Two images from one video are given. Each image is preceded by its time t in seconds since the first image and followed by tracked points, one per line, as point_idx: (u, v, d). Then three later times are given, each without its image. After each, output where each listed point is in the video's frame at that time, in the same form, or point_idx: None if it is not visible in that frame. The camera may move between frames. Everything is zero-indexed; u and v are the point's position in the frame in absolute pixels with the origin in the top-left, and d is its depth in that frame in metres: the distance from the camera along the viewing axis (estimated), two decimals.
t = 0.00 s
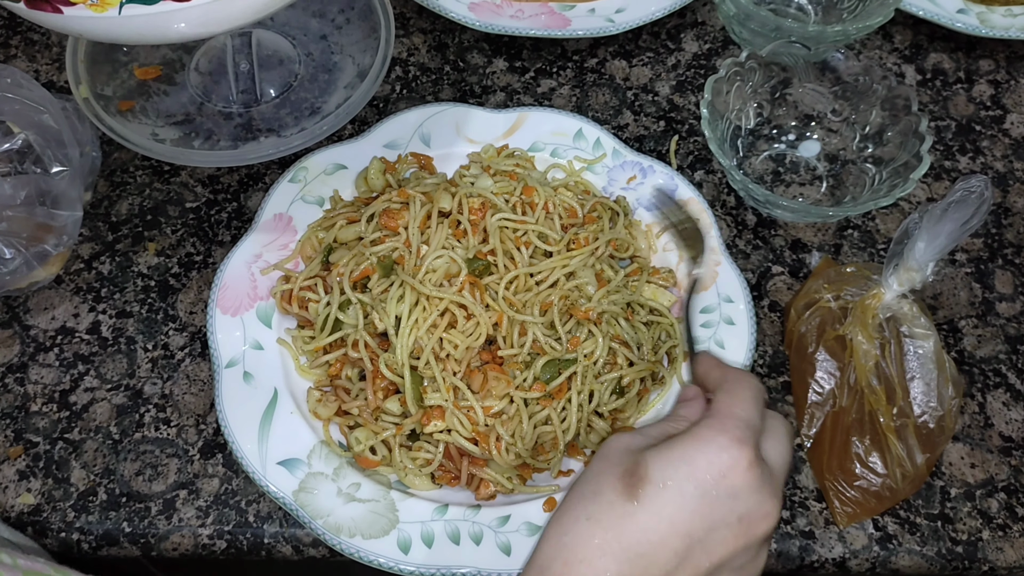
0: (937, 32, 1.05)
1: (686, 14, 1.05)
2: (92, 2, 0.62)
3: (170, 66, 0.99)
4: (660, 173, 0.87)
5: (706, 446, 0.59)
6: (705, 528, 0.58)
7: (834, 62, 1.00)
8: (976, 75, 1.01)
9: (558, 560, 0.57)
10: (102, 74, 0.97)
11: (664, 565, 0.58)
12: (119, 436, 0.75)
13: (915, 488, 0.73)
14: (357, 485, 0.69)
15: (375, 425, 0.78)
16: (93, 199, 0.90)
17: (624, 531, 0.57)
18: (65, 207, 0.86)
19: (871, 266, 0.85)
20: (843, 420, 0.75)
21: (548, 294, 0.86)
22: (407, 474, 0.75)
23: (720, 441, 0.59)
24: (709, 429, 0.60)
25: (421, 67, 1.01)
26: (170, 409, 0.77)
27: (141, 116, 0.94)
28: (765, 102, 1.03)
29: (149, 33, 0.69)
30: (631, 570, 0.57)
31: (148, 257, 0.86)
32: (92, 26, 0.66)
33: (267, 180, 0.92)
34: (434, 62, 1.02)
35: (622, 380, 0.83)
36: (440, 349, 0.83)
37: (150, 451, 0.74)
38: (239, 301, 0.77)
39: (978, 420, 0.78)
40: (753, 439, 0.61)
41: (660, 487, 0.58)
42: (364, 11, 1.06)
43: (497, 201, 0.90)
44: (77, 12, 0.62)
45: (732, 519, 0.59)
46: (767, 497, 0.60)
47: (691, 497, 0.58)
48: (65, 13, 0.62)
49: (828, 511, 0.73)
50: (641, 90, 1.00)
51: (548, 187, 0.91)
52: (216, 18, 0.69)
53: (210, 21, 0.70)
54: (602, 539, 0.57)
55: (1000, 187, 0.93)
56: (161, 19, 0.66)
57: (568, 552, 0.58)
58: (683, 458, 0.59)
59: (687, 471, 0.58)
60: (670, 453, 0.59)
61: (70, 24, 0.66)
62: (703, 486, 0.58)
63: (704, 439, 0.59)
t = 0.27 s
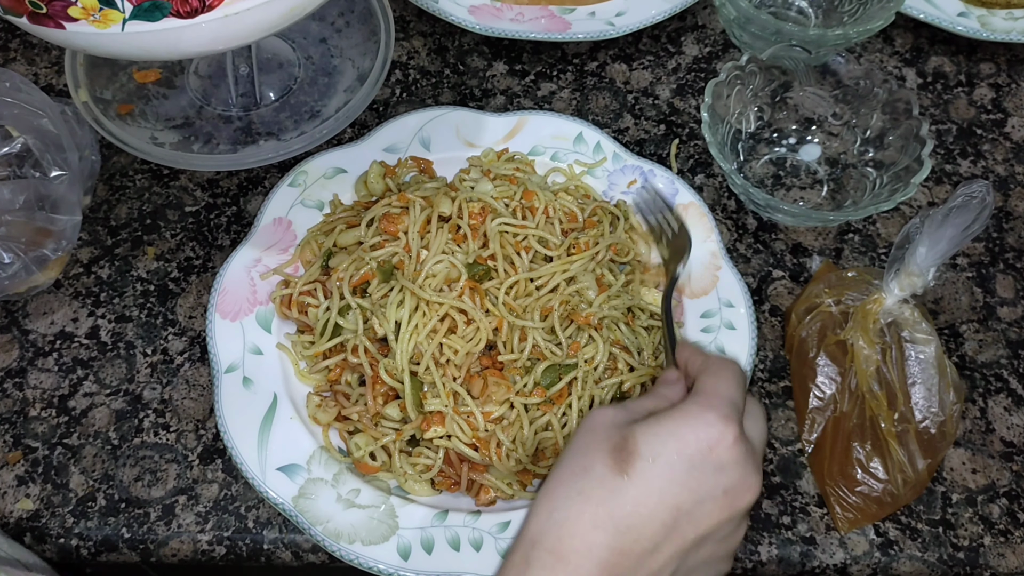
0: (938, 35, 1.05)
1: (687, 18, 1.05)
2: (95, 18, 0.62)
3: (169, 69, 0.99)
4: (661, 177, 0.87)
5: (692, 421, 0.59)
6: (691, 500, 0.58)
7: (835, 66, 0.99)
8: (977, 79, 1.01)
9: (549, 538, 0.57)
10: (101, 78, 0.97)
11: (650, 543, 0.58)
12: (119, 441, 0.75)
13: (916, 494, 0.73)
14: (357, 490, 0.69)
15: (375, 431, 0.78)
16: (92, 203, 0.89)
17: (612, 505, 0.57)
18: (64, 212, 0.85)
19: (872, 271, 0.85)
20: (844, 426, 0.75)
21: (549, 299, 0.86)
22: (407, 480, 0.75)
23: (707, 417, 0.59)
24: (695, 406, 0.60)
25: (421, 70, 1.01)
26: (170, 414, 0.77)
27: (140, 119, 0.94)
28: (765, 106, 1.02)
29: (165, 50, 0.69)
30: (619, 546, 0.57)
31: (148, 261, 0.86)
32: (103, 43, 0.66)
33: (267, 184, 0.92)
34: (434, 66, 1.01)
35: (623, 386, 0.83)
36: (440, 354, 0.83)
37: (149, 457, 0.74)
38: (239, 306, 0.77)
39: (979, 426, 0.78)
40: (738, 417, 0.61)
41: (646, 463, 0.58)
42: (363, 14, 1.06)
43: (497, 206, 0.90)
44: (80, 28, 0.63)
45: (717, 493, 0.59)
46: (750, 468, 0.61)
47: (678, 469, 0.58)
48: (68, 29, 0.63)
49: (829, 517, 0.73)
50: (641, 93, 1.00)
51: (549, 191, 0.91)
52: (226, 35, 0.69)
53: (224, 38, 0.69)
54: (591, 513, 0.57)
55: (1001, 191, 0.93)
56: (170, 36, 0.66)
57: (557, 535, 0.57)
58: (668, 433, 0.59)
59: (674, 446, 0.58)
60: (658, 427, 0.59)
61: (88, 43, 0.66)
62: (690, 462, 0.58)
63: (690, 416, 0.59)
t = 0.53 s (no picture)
0: (940, 37, 1.04)
1: (688, 18, 1.05)
2: (81, 12, 0.62)
3: (170, 69, 0.99)
4: (662, 178, 0.87)
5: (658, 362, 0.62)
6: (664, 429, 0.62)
7: (836, 67, 0.99)
8: (978, 80, 1.01)
9: (526, 479, 0.61)
10: (101, 78, 0.97)
11: (627, 479, 0.62)
12: (118, 442, 0.75)
13: (917, 496, 0.72)
14: (357, 492, 0.69)
15: (375, 432, 0.78)
16: (93, 203, 0.89)
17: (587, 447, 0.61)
18: (63, 212, 0.86)
19: (873, 273, 0.85)
20: (845, 428, 0.75)
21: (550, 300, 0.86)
22: (407, 481, 0.75)
23: (672, 353, 0.63)
24: (663, 345, 0.64)
25: (422, 71, 1.01)
26: (169, 415, 0.77)
27: (141, 120, 0.94)
28: (767, 107, 1.02)
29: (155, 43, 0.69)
30: (596, 482, 0.61)
31: (148, 261, 0.86)
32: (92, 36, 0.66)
33: (267, 184, 0.91)
34: (435, 67, 1.01)
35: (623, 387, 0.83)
36: (441, 356, 0.83)
37: (149, 457, 0.74)
38: (239, 307, 0.77)
39: (980, 428, 0.78)
40: (704, 353, 0.65)
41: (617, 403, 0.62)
42: (364, 14, 1.06)
43: (498, 207, 0.89)
44: (66, 21, 0.63)
45: (688, 423, 0.63)
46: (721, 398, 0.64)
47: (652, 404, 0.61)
48: (54, 22, 0.62)
49: (830, 519, 0.73)
50: (642, 94, 1.00)
51: (550, 192, 0.91)
52: (215, 27, 0.69)
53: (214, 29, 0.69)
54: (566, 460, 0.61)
55: (1003, 193, 0.93)
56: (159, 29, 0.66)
57: (534, 479, 0.61)
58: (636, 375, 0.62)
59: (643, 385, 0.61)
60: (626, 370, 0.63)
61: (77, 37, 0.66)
62: (659, 395, 0.61)
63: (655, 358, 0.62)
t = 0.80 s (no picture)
0: (938, 36, 1.04)
1: (687, 17, 1.05)
2: None
3: (169, 69, 0.99)
4: (661, 177, 0.86)
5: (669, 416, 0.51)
6: (648, 552, 0.46)
7: (835, 67, 0.99)
8: (977, 79, 1.01)
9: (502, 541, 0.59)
10: (100, 77, 0.97)
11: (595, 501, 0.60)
12: (116, 441, 0.75)
13: (915, 495, 0.72)
14: (354, 490, 0.69)
15: (373, 430, 0.78)
16: (91, 202, 0.89)
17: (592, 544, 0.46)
18: (61, 211, 0.86)
19: (871, 272, 0.85)
20: (842, 426, 0.75)
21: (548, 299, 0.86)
22: (404, 480, 0.75)
23: (652, 448, 0.48)
24: (649, 433, 0.49)
25: (420, 70, 1.01)
26: (167, 414, 0.77)
27: (139, 118, 0.94)
28: (765, 106, 1.02)
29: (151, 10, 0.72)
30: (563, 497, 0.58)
31: (146, 260, 0.86)
32: None
33: (265, 183, 0.91)
34: (433, 65, 1.01)
35: (621, 386, 0.83)
36: (439, 354, 0.83)
37: (147, 456, 0.74)
38: (237, 306, 0.77)
39: (978, 426, 0.78)
40: (699, 442, 0.50)
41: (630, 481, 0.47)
42: (363, 13, 1.06)
43: (496, 206, 0.90)
44: None
45: (681, 546, 0.47)
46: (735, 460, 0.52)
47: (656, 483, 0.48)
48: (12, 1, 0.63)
49: (828, 517, 0.73)
50: (641, 93, 1.00)
51: (548, 191, 0.91)
52: None
53: None
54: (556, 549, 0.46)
55: (1001, 192, 0.93)
56: None
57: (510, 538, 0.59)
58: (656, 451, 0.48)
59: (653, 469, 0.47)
60: (602, 473, 0.48)
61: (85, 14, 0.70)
62: (637, 518, 0.46)
63: (658, 434, 0.49)
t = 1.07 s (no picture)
0: (938, 35, 1.04)
1: (686, 17, 1.05)
2: None
3: (169, 68, 0.99)
4: (660, 177, 0.87)
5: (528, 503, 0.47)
6: None
7: (835, 66, 0.99)
8: (977, 79, 1.01)
9: None
10: (100, 76, 0.97)
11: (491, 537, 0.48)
12: (116, 439, 0.75)
13: (914, 493, 0.72)
14: (355, 489, 0.69)
15: (373, 429, 0.78)
16: (91, 201, 0.89)
17: None
18: (62, 209, 0.86)
19: (872, 270, 0.85)
20: (843, 425, 0.75)
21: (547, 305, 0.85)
22: (405, 478, 0.75)
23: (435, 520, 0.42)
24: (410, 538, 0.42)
25: (420, 69, 1.01)
26: (167, 413, 0.77)
27: (139, 117, 0.94)
28: (765, 105, 1.02)
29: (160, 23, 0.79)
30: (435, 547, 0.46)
31: (146, 258, 0.86)
32: None
33: (265, 182, 0.91)
34: (434, 64, 1.01)
35: (622, 385, 0.83)
36: (438, 354, 0.83)
37: (147, 454, 0.74)
38: (237, 304, 0.77)
39: (978, 425, 0.78)
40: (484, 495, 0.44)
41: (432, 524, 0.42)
42: (363, 12, 1.06)
43: (495, 205, 0.90)
44: None
45: None
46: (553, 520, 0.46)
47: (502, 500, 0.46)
48: None
49: (828, 516, 0.73)
50: (641, 92, 1.00)
51: (548, 190, 0.91)
52: None
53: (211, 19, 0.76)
54: None
55: (1001, 191, 0.93)
56: None
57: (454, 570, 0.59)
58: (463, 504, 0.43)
59: (454, 530, 0.42)
60: None
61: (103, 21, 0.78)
62: None
63: None
